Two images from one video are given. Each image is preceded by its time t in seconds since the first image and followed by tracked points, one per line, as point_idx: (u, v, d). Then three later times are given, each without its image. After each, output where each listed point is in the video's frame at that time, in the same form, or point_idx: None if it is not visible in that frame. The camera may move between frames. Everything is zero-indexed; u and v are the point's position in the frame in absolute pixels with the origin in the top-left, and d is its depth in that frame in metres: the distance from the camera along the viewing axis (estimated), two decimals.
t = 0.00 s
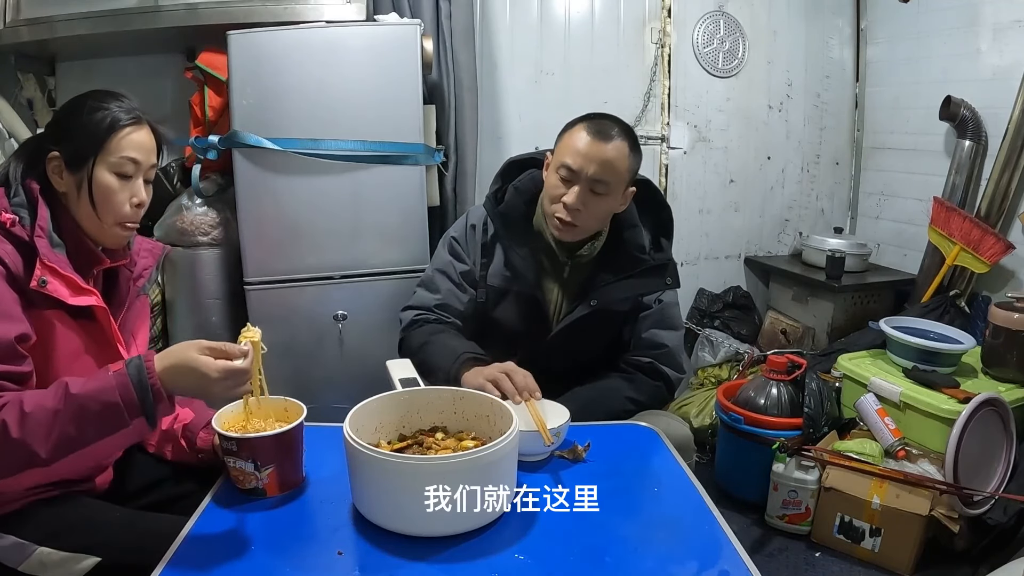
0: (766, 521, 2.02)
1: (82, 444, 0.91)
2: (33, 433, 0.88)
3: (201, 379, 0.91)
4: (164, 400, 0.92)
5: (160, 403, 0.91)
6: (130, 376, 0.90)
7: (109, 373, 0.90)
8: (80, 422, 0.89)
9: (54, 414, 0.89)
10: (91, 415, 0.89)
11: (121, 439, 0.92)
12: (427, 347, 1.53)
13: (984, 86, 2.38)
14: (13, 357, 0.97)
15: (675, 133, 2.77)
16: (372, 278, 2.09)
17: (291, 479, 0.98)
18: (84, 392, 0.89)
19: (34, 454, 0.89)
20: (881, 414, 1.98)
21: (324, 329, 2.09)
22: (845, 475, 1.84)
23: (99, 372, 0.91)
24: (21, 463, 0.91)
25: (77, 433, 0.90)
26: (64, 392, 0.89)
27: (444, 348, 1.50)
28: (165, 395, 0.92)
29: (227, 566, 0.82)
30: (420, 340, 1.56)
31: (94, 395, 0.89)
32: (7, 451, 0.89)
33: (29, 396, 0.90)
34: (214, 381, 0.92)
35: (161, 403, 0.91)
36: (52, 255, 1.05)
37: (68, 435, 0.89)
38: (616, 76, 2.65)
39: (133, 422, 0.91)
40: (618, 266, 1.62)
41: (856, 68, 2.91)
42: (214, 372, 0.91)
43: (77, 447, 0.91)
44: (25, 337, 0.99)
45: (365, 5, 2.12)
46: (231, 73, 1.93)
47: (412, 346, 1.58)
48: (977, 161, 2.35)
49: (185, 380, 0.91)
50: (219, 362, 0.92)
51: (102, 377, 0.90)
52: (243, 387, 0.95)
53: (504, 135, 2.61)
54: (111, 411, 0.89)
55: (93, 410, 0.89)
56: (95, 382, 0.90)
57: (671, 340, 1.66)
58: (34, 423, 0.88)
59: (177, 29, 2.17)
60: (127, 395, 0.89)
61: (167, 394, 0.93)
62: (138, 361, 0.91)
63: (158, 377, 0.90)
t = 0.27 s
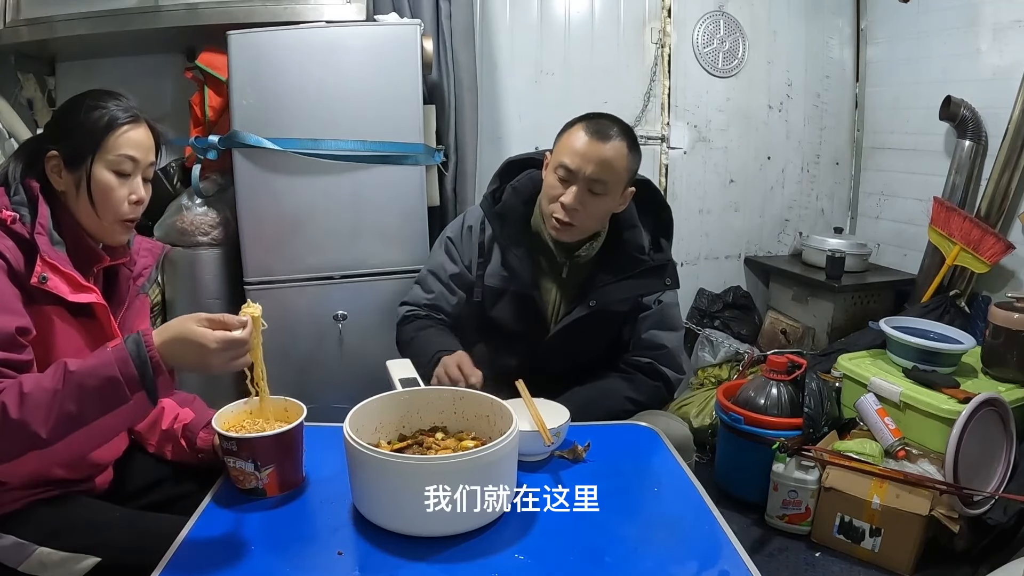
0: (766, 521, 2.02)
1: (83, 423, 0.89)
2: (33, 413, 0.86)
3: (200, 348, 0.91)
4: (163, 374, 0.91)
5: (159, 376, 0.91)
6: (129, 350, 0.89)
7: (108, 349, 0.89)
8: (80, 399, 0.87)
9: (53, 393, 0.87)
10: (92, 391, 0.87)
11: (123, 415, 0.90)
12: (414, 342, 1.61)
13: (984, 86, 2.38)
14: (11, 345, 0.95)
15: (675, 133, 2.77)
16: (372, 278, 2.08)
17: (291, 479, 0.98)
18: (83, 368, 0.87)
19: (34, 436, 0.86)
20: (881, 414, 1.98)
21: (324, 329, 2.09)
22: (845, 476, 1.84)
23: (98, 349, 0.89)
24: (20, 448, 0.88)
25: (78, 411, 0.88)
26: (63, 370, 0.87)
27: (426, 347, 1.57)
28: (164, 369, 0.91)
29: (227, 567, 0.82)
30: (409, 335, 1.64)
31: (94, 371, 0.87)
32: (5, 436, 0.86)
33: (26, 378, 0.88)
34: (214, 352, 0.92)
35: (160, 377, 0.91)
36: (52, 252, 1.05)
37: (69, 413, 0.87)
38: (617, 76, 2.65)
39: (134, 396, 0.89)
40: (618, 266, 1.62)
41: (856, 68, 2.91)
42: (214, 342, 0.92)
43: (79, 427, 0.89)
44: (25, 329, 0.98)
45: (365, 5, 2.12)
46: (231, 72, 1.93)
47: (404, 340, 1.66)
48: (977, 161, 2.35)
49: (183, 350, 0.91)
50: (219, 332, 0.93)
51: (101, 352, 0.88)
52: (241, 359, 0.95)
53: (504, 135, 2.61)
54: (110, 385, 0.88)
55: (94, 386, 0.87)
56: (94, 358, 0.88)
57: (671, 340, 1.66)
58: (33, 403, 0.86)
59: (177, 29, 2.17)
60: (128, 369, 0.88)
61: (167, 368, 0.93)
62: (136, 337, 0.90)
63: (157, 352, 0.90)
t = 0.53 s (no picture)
0: (766, 521, 2.02)
1: (83, 406, 0.87)
2: (33, 397, 0.84)
3: (197, 321, 0.91)
4: (163, 351, 0.90)
5: (158, 353, 0.90)
6: (127, 327, 0.88)
7: (105, 328, 0.87)
8: (80, 379, 0.86)
9: (52, 375, 0.85)
10: (91, 371, 0.86)
11: (124, 396, 0.88)
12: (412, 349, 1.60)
13: (984, 86, 2.38)
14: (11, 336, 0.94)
15: (675, 133, 2.77)
16: (371, 278, 2.08)
17: (291, 479, 0.98)
18: (81, 349, 0.86)
19: (34, 420, 0.85)
20: (881, 414, 1.98)
21: (324, 329, 2.09)
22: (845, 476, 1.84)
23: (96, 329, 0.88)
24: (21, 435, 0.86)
25: (78, 392, 0.86)
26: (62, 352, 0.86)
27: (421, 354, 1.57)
28: (163, 345, 0.90)
29: (227, 567, 0.82)
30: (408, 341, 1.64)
31: (93, 350, 0.86)
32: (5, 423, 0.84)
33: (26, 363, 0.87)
34: (212, 325, 0.92)
35: (159, 353, 0.90)
36: (53, 250, 1.06)
37: (70, 396, 0.86)
38: (617, 76, 2.65)
39: (134, 375, 0.88)
40: (617, 266, 1.62)
41: (856, 68, 2.91)
42: (211, 314, 0.91)
43: (79, 410, 0.87)
44: (25, 323, 0.97)
45: (365, 5, 2.12)
46: (231, 73, 1.93)
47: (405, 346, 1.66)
48: (977, 161, 2.35)
49: (181, 324, 0.91)
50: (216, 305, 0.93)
51: (99, 332, 0.87)
52: (240, 333, 0.95)
53: (504, 135, 2.61)
54: (110, 364, 0.86)
55: (93, 366, 0.86)
56: (93, 337, 0.87)
57: (671, 340, 1.66)
58: (33, 387, 0.84)
59: (177, 29, 2.17)
60: (127, 347, 0.87)
61: (167, 345, 0.92)
62: (133, 315, 0.89)
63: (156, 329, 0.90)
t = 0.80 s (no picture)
0: (766, 521, 2.02)
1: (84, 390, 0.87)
2: (34, 382, 0.84)
3: (195, 300, 0.89)
4: (162, 329, 0.90)
5: (157, 332, 0.89)
6: (125, 309, 0.88)
7: (103, 311, 0.88)
8: (79, 362, 0.86)
9: (52, 360, 0.85)
10: (91, 353, 0.86)
11: (124, 378, 0.88)
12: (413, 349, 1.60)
13: (984, 86, 2.38)
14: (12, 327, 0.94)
15: (675, 133, 2.77)
16: (371, 278, 2.08)
17: (291, 479, 0.98)
18: (80, 332, 0.86)
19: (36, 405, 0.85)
20: (881, 414, 1.98)
21: (324, 329, 2.09)
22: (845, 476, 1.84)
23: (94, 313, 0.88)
24: (24, 423, 0.86)
25: (79, 375, 0.86)
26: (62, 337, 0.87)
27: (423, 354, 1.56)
28: (162, 324, 0.90)
29: (228, 567, 0.82)
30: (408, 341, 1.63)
31: (91, 333, 0.86)
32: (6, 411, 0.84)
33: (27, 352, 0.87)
34: (210, 303, 0.90)
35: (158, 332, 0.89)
36: (55, 249, 1.06)
37: (70, 380, 0.86)
38: (617, 76, 2.65)
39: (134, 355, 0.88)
40: (617, 265, 1.62)
41: (856, 68, 2.91)
42: (208, 292, 0.90)
43: (81, 394, 0.87)
44: (26, 318, 0.97)
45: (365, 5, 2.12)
46: (231, 73, 1.93)
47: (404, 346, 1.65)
48: (977, 161, 2.35)
49: (178, 302, 0.89)
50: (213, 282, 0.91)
51: (97, 315, 0.87)
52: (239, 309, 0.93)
53: (504, 135, 2.61)
54: (109, 347, 0.86)
55: (92, 348, 0.86)
56: (91, 321, 0.87)
57: (671, 340, 1.66)
58: (33, 373, 0.85)
59: (177, 29, 2.17)
60: (126, 327, 0.87)
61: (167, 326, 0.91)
62: (131, 298, 0.89)
63: (155, 311, 0.89)
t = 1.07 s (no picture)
0: (766, 521, 2.02)
1: (83, 373, 0.86)
2: (33, 368, 0.84)
3: (192, 277, 0.90)
4: (160, 308, 0.90)
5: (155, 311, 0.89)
6: (122, 291, 0.88)
7: (100, 294, 0.88)
8: (77, 345, 0.86)
9: (51, 345, 0.85)
10: (89, 335, 0.86)
11: (123, 360, 0.88)
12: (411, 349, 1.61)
13: (985, 86, 2.38)
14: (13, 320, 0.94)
15: (675, 133, 2.77)
16: (371, 278, 2.08)
17: (291, 479, 0.98)
18: (78, 315, 0.86)
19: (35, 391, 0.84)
20: (881, 414, 1.98)
21: (324, 329, 2.09)
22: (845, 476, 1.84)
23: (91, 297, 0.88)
24: (24, 413, 0.85)
25: (78, 358, 0.86)
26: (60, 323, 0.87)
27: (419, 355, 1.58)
28: (159, 303, 0.90)
29: (228, 566, 0.82)
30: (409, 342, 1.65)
31: (90, 314, 0.86)
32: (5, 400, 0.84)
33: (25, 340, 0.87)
34: (207, 279, 0.91)
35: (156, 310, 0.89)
36: (54, 248, 1.06)
37: (69, 364, 0.85)
38: (617, 76, 2.65)
39: (133, 336, 0.88)
40: (617, 265, 1.62)
41: (856, 68, 2.91)
42: (205, 268, 0.90)
43: (80, 378, 0.86)
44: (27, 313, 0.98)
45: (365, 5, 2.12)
46: (231, 73, 1.93)
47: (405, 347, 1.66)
48: (977, 161, 2.35)
49: (175, 281, 0.89)
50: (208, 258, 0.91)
51: (94, 298, 0.87)
52: (236, 283, 0.94)
53: (504, 135, 2.61)
54: (108, 328, 0.86)
55: (91, 330, 0.86)
56: (89, 303, 0.87)
57: (671, 340, 1.66)
58: (32, 359, 0.84)
59: (177, 29, 2.17)
60: (124, 308, 0.87)
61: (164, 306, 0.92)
62: (127, 279, 0.89)
63: (152, 291, 0.89)
